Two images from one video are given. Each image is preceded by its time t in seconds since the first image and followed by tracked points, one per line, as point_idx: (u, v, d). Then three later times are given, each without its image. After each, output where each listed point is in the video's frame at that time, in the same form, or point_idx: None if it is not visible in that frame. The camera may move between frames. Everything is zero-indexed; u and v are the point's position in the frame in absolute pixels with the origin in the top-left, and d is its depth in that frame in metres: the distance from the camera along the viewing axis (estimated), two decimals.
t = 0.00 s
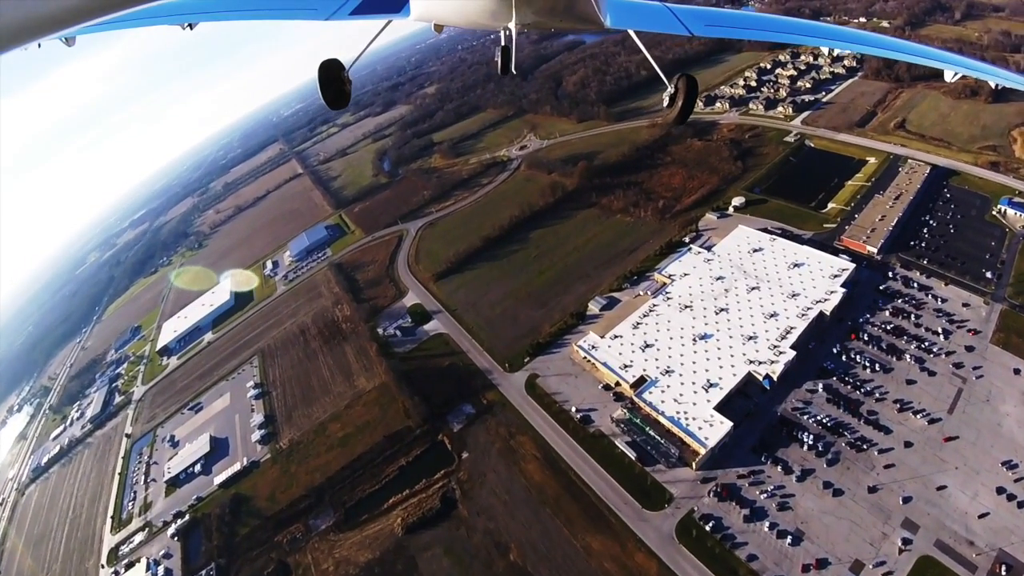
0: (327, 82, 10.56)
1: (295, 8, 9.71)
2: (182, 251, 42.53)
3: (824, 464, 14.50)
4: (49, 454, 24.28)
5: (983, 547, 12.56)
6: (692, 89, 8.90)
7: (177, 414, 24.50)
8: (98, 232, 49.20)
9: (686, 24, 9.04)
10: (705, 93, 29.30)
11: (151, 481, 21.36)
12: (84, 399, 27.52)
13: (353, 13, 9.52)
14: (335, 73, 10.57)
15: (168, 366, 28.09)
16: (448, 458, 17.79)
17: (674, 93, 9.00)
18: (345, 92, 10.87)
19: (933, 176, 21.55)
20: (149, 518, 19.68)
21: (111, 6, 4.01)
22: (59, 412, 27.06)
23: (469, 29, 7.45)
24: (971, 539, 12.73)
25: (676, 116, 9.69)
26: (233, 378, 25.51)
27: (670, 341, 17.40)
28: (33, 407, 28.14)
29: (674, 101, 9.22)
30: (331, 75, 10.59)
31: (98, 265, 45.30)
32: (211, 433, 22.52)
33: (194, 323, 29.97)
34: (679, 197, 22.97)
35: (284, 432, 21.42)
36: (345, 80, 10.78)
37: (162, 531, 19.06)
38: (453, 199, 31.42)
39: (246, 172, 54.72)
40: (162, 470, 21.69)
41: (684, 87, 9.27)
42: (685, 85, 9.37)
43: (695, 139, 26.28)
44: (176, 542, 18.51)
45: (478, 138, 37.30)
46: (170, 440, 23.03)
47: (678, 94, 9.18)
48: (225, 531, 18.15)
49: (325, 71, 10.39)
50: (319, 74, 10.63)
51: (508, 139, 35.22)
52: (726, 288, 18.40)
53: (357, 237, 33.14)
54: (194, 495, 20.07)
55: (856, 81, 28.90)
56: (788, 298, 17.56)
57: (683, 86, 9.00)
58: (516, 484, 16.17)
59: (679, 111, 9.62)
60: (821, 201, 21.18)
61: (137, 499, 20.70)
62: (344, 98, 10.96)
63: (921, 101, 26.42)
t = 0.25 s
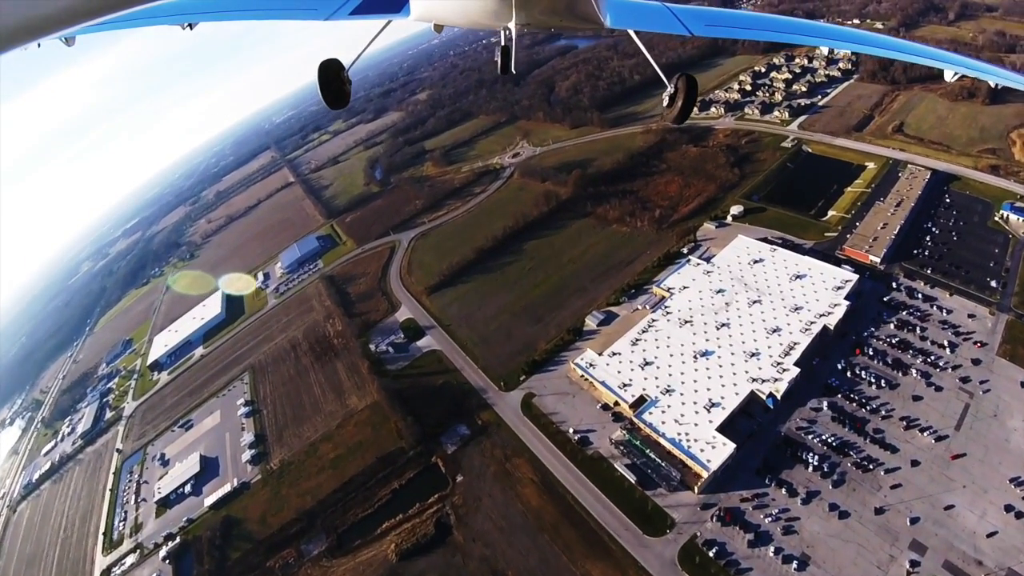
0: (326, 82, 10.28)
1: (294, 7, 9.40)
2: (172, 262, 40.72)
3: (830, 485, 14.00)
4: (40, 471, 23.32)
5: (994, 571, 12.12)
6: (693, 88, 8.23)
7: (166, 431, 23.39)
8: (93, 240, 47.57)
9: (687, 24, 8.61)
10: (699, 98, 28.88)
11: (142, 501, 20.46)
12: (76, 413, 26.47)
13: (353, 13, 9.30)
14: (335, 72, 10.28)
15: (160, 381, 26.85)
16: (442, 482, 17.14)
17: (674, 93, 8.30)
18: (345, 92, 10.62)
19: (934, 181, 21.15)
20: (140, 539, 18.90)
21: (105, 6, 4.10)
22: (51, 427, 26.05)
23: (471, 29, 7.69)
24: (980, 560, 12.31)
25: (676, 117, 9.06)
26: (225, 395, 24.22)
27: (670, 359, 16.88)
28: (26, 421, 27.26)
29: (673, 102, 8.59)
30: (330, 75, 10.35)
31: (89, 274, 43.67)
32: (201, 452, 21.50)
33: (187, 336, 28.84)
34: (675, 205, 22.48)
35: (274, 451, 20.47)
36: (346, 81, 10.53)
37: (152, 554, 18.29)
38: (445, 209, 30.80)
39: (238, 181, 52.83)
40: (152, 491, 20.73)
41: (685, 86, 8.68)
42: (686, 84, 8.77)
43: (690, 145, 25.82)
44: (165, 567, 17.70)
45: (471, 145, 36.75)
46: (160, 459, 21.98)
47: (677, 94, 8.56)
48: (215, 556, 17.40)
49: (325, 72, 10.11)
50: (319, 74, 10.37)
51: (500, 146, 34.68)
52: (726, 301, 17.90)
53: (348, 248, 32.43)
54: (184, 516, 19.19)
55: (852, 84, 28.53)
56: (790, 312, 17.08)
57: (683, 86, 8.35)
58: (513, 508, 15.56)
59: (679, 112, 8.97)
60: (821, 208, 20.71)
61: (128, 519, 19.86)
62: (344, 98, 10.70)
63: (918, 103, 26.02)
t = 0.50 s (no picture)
0: (326, 82, 9.75)
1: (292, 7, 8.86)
2: (161, 271, 39.07)
3: (834, 506, 13.48)
4: (30, 485, 22.39)
5: None
6: (693, 89, 7.96)
7: (155, 449, 22.47)
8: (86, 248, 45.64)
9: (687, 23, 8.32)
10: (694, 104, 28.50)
11: (132, 519, 19.74)
12: (65, 427, 25.48)
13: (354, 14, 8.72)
14: (334, 72, 9.69)
15: (149, 396, 25.80)
16: (435, 505, 16.48)
17: (675, 93, 7.99)
18: (345, 92, 10.09)
19: (933, 186, 20.74)
20: (131, 561, 18.19)
21: None
22: (41, 441, 25.08)
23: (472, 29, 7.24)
24: None
25: (675, 118, 8.89)
26: (213, 411, 23.40)
27: (668, 375, 16.36)
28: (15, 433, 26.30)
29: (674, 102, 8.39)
30: (331, 75, 9.79)
31: (80, 281, 42.22)
32: (191, 471, 20.65)
33: (175, 348, 27.76)
34: (671, 215, 22.00)
35: (265, 471, 19.68)
36: (346, 81, 9.97)
37: None
38: (437, 217, 30.18)
39: (230, 188, 51.43)
40: (141, 511, 19.89)
41: (685, 86, 8.50)
42: (687, 84, 8.59)
43: (685, 152, 25.39)
44: None
45: (463, 152, 36.19)
46: (150, 477, 21.12)
47: (679, 94, 8.35)
48: None
49: (323, 71, 9.56)
50: (319, 74, 9.83)
51: (493, 153, 34.16)
52: (725, 314, 17.41)
53: (338, 258, 31.71)
54: (174, 538, 18.41)
55: (848, 88, 28.20)
56: (790, 325, 16.61)
57: (683, 86, 8.08)
58: (508, 532, 14.94)
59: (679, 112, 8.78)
60: (819, 216, 20.29)
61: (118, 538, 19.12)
62: (344, 98, 10.19)
63: (915, 107, 25.66)
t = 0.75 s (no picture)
0: (326, 80, 10.27)
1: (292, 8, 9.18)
2: (149, 276, 37.13)
3: (835, 530, 13.02)
4: (17, 497, 21.43)
5: None
6: (693, 87, 8.32)
7: (141, 461, 21.52)
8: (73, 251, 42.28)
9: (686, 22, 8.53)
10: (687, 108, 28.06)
11: (117, 536, 18.93)
12: (52, 436, 24.36)
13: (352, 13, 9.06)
14: (333, 70, 10.24)
15: (135, 407, 24.56)
16: (423, 528, 15.79)
17: (675, 91, 8.40)
18: (345, 91, 10.63)
19: (932, 195, 20.44)
20: None
21: (110, 4, 4.08)
22: (27, 450, 23.97)
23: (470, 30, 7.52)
24: None
25: (676, 115, 9.03)
26: (199, 424, 22.36)
27: (664, 394, 15.87)
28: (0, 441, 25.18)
29: (673, 101, 8.68)
30: (330, 74, 10.36)
31: (69, 282, 40.75)
32: (177, 485, 19.82)
33: (162, 358, 26.51)
34: (665, 224, 21.50)
35: (251, 490, 18.78)
36: (345, 80, 10.55)
37: None
38: (426, 225, 29.49)
39: (225, 188, 49.27)
40: (127, 527, 19.10)
41: (684, 85, 8.69)
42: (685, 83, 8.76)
43: (679, 158, 24.91)
44: None
45: (453, 157, 35.52)
46: (135, 491, 20.22)
47: (677, 93, 8.64)
48: None
49: (324, 70, 10.13)
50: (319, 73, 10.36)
51: (483, 158, 33.53)
52: (722, 330, 16.95)
53: (326, 265, 30.69)
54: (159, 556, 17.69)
55: (841, 92, 27.88)
56: (789, 341, 16.20)
57: (683, 85, 8.42)
58: (499, 558, 14.32)
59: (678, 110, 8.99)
60: (817, 225, 19.89)
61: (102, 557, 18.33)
62: (344, 97, 10.71)
63: (911, 112, 25.36)
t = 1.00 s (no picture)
0: (326, 80, 10.24)
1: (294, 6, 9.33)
2: (138, 281, 34.55)
3: (834, 556, 12.54)
4: None
5: None
6: (693, 87, 8.20)
7: (125, 473, 20.55)
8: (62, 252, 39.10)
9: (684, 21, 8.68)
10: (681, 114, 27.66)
11: (100, 551, 18.16)
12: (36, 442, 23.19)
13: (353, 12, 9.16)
14: (334, 71, 10.24)
15: (120, 417, 23.42)
16: (410, 550, 15.13)
17: (676, 93, 8.25)
18: (346, 92, 10.58)
19: (932, 205, 20.11)
20: None
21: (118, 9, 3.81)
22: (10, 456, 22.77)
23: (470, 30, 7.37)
24: None
25: (676, 117, 8.94)
26: (184, 436, 21.35)
27: (659, 413, 15.35)
28: None
29: (674, 102, 8.51)
30: (331, 74, 10.34)
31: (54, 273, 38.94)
32: (162, 499, 18.98)
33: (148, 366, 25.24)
34: (659, 233, 21.01)
35: (236, 507, 17.97)
36: (346, 81, 10.51)
37: None
38: (415, 231, 28.76)
39: (220, 186, 46.28)
40: (112, 542, 18.29)
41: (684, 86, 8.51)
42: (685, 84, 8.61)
43: (673, 165, 24.45)
44: None
45: (444, 161, 34.83)
46: (120, 505, 19.38)
47: (677, 94, 8.49)
48: None
49: (324, 71, 10.11)
50: (320, 72, 10.33)
51: (474, 163, 32.90)
52: (718, 345, 16.45)
53: (313, 272, 29.41)
54: None
55: (837, 99, 27.55)
56: (787, 357, 15.75)
57: (683, 86, 8.30)
58: None
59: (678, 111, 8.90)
60: (814, 236, 19.48)
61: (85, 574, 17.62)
62: (344, 97, 10.66)
63: (907, 119, 25.09)
